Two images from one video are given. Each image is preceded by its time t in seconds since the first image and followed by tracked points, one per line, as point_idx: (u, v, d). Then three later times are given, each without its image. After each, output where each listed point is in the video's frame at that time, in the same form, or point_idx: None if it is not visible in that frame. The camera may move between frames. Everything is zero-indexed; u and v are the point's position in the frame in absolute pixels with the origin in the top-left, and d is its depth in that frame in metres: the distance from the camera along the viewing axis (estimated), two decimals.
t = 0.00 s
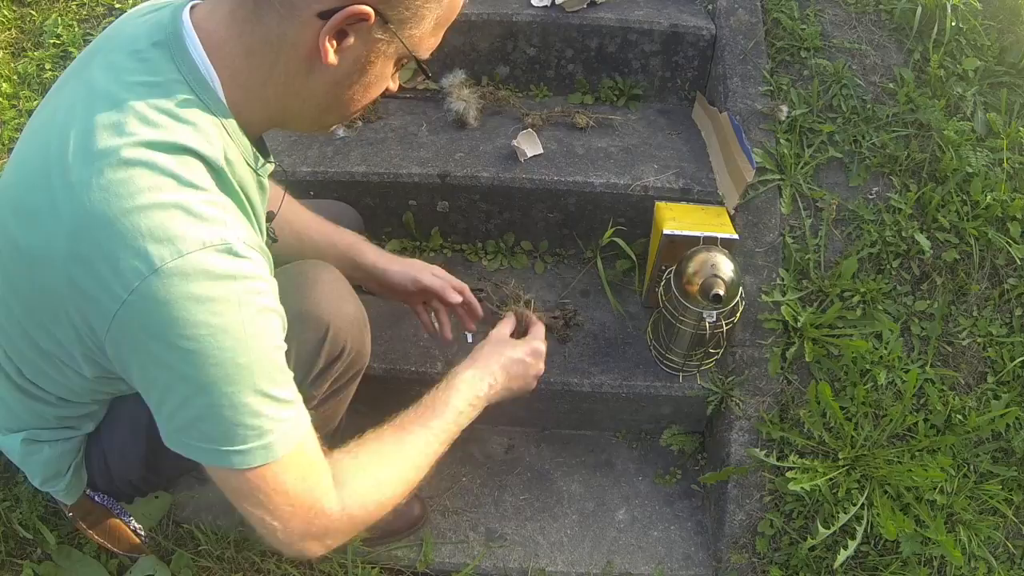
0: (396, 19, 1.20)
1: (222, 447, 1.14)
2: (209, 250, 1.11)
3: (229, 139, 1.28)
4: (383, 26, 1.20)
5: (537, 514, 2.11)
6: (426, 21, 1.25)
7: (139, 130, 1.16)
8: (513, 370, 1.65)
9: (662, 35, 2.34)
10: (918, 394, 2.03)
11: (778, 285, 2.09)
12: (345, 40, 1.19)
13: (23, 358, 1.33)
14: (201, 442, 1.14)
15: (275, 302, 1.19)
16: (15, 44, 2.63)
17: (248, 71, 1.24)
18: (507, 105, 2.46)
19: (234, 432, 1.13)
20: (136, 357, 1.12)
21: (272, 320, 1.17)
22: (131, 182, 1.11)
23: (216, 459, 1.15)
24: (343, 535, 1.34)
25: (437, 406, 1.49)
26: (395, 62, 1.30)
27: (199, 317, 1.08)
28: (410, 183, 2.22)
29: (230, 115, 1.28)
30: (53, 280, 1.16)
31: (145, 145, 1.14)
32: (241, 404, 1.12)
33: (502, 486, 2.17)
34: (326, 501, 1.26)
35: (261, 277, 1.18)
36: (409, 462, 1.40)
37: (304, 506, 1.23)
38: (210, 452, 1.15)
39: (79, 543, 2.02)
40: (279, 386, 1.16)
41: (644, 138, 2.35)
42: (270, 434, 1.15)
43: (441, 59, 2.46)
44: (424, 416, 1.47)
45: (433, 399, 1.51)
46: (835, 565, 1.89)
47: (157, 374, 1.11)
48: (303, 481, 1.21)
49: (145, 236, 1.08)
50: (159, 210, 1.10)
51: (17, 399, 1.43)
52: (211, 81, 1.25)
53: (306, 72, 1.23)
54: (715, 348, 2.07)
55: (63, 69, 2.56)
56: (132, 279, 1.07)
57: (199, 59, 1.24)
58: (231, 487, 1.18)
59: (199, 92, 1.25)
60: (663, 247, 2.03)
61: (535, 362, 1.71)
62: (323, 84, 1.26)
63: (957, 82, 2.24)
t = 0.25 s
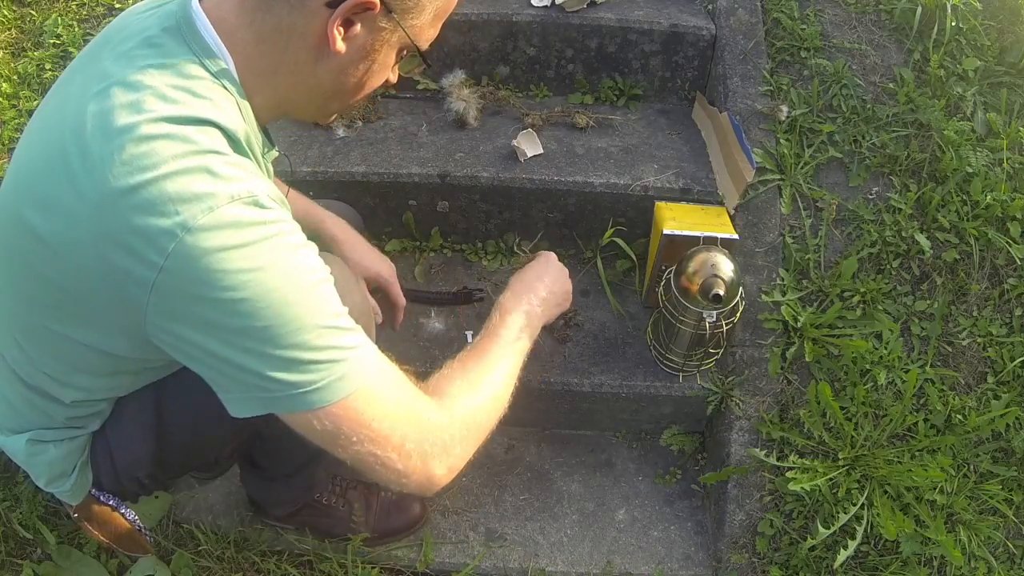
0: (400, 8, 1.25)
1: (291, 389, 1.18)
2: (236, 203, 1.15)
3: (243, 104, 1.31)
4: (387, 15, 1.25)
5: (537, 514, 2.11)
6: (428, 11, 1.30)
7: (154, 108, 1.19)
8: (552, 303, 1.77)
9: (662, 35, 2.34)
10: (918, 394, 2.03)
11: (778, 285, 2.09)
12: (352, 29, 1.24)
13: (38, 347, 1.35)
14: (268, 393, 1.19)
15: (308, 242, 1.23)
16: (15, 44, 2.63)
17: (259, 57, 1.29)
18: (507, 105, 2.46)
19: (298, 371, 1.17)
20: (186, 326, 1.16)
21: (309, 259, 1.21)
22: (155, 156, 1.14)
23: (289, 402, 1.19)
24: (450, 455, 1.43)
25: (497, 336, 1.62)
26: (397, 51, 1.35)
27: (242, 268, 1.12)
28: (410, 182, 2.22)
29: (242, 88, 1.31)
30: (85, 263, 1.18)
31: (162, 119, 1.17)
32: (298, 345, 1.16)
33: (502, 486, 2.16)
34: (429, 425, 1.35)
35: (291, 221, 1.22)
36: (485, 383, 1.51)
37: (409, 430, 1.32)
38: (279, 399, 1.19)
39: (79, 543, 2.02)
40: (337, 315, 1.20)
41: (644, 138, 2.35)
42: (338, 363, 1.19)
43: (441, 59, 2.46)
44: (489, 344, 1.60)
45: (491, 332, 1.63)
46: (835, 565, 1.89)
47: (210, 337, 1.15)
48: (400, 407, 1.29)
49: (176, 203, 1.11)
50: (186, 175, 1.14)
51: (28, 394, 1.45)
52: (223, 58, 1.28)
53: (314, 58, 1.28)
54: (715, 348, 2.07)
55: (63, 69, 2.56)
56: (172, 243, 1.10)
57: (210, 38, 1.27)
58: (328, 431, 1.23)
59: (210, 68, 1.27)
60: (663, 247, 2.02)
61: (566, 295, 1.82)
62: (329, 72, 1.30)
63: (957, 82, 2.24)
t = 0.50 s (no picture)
0: None
1: (308, 356, 1.19)
2: (254, 172, 1.16)
3: (256, 82, 1.32)
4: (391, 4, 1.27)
5: (536, 514, 2.11)
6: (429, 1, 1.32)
7: (170, 83, 1.19)
8: (544, 303, 1.89)
9: (662, 35, 2.34)
10: (918, 394, 2.02)
11: (778, 285, 2.10)
12: (358, 16, 1.26)
13: (47, 333, 1.36)
14: (284, 361, 1.19)
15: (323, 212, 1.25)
16: (15, 44, 2.63)
17: (268, 43, 1.30)
18: (507, 105, 2.46)
19: (316, 336, 1.18)
20: (203, 296, 1.16)
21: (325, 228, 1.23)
22: (172, 128, 1.15)
23: (305, 368, 1.20)
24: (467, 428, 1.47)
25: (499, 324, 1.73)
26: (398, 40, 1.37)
27: (262, 233, 1.13)
28: (410, 182, 2.21)
29: (253, 69, 1.32)
30: (100, 242, 1.19)
31: (178, 93, 1.18)
32: (317, 310, 1.17)
33: (502, 486, 2.16)
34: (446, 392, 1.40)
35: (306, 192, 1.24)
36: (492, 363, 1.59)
37: (428, 399, 1.36)
38: (295, 367, 1.20)
39: (79, 543, 2.02)
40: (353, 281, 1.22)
41: (644, 138, 2.35)
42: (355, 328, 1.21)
43: (440, 60, 2.46)
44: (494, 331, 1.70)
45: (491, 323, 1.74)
46: (835, 565, 1.89)
47: (228, 305, 1.16)
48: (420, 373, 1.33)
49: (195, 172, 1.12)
50: (205, 146, 1.15)
51: (35, 383, 1.45)
52: (232, 34, 1.28)
53: (321, 46, 1.29)
54: (715, 348, 2.07)
55: (63, 69, 2.56)
56: (190, 213, 1.11)
57: (221, 19, 1.27)
58: (350, 397, 1.24)
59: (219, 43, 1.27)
60: (664, 247, 2.02)
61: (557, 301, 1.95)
62: (335, 58, 1.32)
63: (957, 82, 2.24)
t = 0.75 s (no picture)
0: None
1: (298, 362, 1.19)
2: (252, 174, 1.17)
3: (258, 84, 1.32)
4: (392, 7, 1.29)
5: (536, 514, 2.11)
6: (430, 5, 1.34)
7: (172, 82, 1.20)
8: (548, 310, 1.86)
9: (662, 35, 2.34)
10: (918, 394, 2.02)
11: (778, 285, 2.10)
12: (359, 19, 1.28)
13: (45, 329, 1.36)
14: (274, 365, 1.19)
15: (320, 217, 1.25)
16: (15, 44, 2.63)
17: (270, 44, 1.30)
18: (507, 105, 2.46)
19: (307, 342, 1.18)
20: (197, 295, 1.16)
21: (322, 234, 1.23)
22: (172, 127, 1.15)
23: (295, 373, 1.20)
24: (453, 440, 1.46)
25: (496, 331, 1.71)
26: (400, 43, 1.38)
27: (257, 237, 1.13)
28: (410, 182, 2.21)
29: (255, 71, 1.32)
30: (99, 240, 1.19)
31: (179, 92, 1.19)
32: (310, 315, 1.17)
33: (502, 486, 2.16)
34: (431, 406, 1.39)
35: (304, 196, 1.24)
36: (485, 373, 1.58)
37: (412, 411, 1.35)
38: (285, 371, 1.20)
39: (79, 543, 2.03)
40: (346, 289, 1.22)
41: (644, 138, 2.35)
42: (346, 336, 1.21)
43: (440, 60, 2.46)
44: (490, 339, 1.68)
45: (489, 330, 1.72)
46: (835, 565, 1.89)
47: (221, 306, 1.16)
48: (405, 385, 1.32)
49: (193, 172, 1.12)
50: (204, 147, 1.15)
51: (33, 378, 1.45)
52: (236, 37, 1.28)
53: (323, 47, 1.30)
54: (715, 348, 2.07)
55: (63, 69, 2.56)
56: (187, 213, 1.11)
57: (225, 20, 1.27)
58: (330, 407, 1.24)
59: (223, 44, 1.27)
60: (664, 247, 2.02)
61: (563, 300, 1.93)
62: (337, 60, 1.33)
63: (957, 82, 2.24)
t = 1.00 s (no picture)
0: (403, 3, 1.25)
1: (285, 373, 1.19)
2: (245, 186, 1.17)
3: (253, 92, 1.32)
4: (390, 10, 1.25)
5: (537, 514, 2.11)
6: (432, 7, 1.29)
7: (168, 89, 1.20)
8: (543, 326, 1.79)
9: (662, 35, 2.34)
10: (918, 394, 2.02)
11: (778, 285, 2.10)
12: (355, 23, 1.24)
13: (40, 330, 1.36)
14: (262, 375, 1.20)
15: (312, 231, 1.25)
16: (15, 44, 2.63)
17: (267, 47, 1.29)
18: (507, 105, 2.46)
19: (294, 355, 1.19)
20: (188, 303, 1.17)
21: (313, 247, 1.23)
22: (166, 135, 1.15)
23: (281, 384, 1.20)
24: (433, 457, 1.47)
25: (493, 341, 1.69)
26: (402, 49, 1.34)
27: (248, 250, 1.14)
28: (410, 182, 2.21)
29: (253, 80, 1.32)
30: (92, 244, 1.19)
31: (174, 100, 1.19)
32: (298, 328, 1.18)
33: (502, 486, 2.16)
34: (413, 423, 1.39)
35: (297, 209, 1.24)
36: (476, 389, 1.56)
37: (393, 428, 1.35)
38: (272, 381, 1.20)
39: (79, 543, 2.02)
40: (335, 304, 1.22)
41: (644, 138, 2.35)
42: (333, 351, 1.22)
43: (440, 60, 2.46)
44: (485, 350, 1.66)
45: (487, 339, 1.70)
46: (835, 565, 1.89)
47: (211, 315, 1.17)
48: (388, 403, 1.32)
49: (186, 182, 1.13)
50: (197, 157, 1.15)
51: (29, 378, 1.45)
52: (235, 45, 1.28)
53: (319, 51, 1.28)
54: (715, 348, 2.07)
55: (63, 69, 2.56)
56: (179, 223, 1.11)
57: (223, 27, 1.27)
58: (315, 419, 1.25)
59: (221, 53, 1.27)
60: (664, 247, 2.02)
61: (559, 309, 1.83)
62: (334, 64, 1.30)
63: (957, 82, 2.24)
